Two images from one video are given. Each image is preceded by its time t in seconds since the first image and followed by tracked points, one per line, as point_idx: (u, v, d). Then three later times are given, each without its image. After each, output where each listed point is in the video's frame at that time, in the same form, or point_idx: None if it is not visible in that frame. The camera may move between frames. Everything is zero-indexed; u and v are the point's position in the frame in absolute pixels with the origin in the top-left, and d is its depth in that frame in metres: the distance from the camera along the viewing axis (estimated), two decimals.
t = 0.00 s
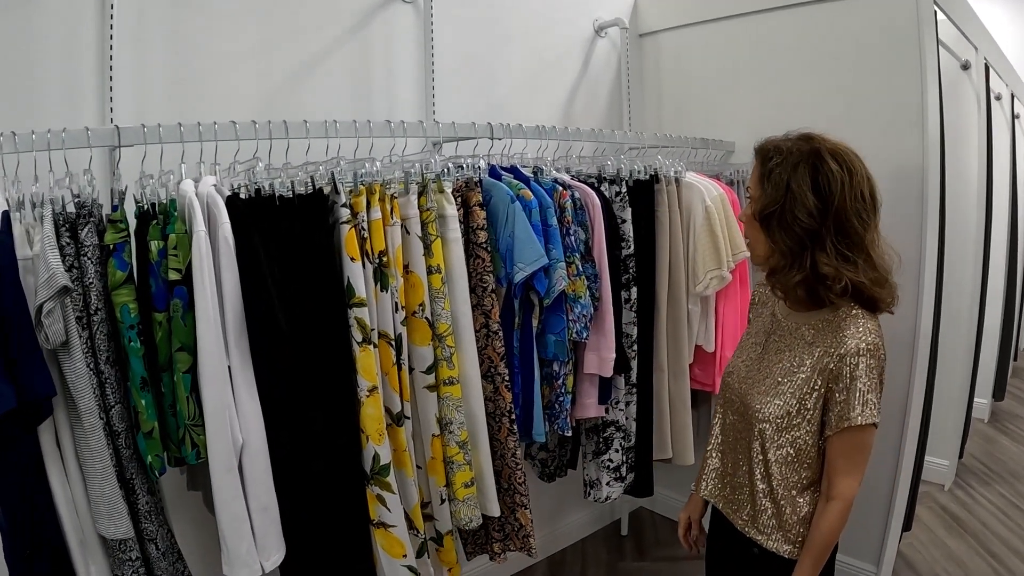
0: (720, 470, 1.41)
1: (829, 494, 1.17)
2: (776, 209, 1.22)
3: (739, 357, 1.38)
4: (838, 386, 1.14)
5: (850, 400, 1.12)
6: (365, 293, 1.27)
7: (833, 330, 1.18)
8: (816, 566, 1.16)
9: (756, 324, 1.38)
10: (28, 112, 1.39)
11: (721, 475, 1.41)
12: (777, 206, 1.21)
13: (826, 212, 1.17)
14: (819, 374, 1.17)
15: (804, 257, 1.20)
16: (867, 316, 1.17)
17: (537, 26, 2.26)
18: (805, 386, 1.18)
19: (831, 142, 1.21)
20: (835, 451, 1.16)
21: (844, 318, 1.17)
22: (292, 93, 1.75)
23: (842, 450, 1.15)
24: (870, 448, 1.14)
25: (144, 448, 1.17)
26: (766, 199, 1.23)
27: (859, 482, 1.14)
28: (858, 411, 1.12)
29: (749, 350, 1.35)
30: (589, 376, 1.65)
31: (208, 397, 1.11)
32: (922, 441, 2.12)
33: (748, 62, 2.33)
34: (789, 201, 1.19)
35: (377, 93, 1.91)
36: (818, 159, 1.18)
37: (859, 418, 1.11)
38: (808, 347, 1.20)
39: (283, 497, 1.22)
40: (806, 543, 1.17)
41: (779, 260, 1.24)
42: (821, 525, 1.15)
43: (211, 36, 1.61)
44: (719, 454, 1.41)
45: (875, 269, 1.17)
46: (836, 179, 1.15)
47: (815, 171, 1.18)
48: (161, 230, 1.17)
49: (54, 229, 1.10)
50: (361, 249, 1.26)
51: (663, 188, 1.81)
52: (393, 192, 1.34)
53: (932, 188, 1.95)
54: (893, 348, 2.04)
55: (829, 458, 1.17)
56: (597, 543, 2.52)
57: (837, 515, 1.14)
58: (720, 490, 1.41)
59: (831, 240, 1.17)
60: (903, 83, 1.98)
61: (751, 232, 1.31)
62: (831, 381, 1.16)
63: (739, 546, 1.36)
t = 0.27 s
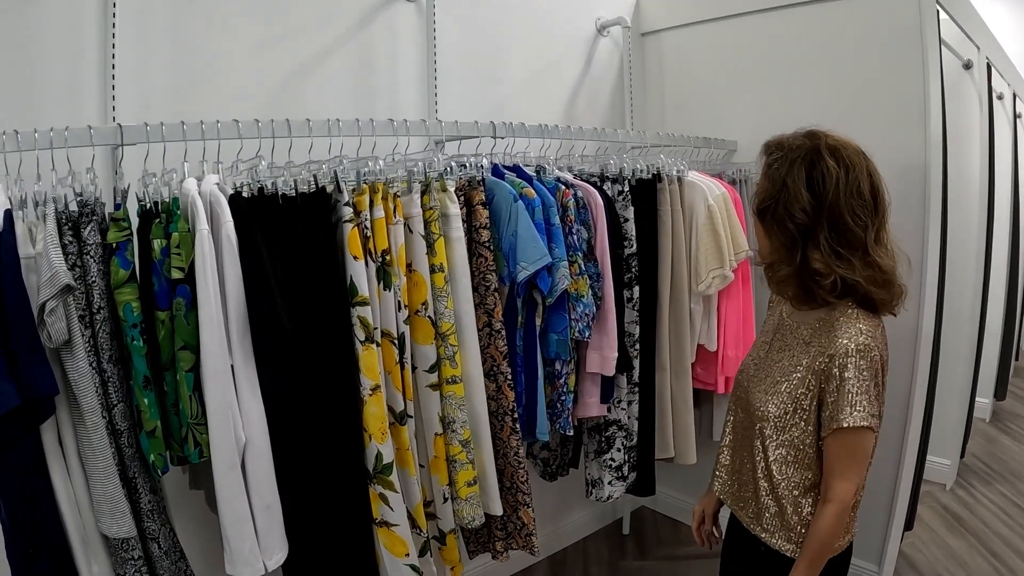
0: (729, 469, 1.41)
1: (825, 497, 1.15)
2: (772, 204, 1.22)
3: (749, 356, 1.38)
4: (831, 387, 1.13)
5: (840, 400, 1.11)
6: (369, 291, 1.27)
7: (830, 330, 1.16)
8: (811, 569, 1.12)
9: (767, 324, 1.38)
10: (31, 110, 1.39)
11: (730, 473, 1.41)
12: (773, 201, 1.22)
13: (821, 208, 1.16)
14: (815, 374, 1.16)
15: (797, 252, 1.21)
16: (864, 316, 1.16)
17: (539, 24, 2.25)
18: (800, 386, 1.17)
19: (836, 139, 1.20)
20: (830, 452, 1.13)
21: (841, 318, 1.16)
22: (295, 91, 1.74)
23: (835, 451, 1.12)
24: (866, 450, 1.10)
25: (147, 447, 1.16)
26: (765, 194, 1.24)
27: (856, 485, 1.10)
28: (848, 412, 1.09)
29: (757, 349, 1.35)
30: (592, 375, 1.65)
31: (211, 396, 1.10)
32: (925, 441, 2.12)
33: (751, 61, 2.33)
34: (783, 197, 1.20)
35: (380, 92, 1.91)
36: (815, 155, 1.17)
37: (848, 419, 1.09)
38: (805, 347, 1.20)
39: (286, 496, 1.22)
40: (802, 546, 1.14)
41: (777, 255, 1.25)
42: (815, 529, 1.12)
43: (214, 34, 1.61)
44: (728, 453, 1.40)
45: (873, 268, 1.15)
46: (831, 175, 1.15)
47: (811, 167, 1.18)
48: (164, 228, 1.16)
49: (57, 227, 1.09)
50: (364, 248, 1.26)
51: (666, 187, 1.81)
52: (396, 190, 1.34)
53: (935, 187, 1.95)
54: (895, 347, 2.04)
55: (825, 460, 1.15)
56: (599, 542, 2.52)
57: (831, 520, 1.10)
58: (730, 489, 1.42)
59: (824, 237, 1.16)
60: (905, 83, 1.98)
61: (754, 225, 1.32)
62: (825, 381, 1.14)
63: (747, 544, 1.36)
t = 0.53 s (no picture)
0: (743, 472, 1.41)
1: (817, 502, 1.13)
2: (767, 206, 1.22)
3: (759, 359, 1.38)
4: (820, 391, 1.13)
5: (825, 403, 1.10)
6: (370, 291, 1.27)
7: (822, 334, 1.16)
8: None
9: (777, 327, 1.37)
10: (32, 110, 1.38)
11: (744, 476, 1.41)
12: (767, 204, 1.22)
13: (813, 213, 1.16)
14: (808, 378, 1.16)
15: (789, 255, 1.21)
16: (856, 321, 1.15)
17: (540, 24, 2.25)
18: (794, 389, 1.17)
19: (836, 142, 1.18)
20: (819, 458, 1.11)
21: (833, 322, 1.15)
22: (296, 91, 1.74)
23: (822, 456, 1.10)
24: (852, 455, 1.08)
25: (148, 446, 1.16)
26: (761, 196, 1.24)
27: (844, 492, 1.08)
28: (832, 415, 1.08)
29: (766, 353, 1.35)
30: (593, 375, 1.64)
31: (212, 396, 1.10)
32: (926, 442, 2.11)
33: (753, 60, 2.32)
34: (777, 201, 1.19)
35: (382, 91, 1.90)
36: (811, 160, 1.17)
37: (831, 423, 1.08)
38: (800, 351, 1.20)
39: (287, 496, 1.22)
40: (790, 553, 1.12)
41: (771, 258, 1.25)
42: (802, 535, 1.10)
43: (215, 33, 1.60)
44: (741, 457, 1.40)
45: (864, 276, 1.14)
46: (824, 181, 1.14)
47: (806, 171, 1.17)
48: (165, 227, 1.16)
49: (58, 227, 1.09)
50: (365, 247, 1.26)
51: (668, 186, 1.81)
52: (397, 189, 1.34)
53: (937, 188, 1.94)
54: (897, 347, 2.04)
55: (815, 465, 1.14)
56: (600, 542, 2.52)
57: (817, 527, 1.08)
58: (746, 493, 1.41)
59: (816, 242, 1.16)
60: (908, 83, 1.98)
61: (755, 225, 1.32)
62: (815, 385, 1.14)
63: (763, 545, 1.36)
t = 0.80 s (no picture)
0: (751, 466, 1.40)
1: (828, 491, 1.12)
2: (776, 203, 1.21)
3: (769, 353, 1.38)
4: (836, 380, 1.13)
5: (843, 392, 1.10)
6: (371, 289, 1.26)
7: (837, 324, 1.17)
8: (807, 569, 1.08)
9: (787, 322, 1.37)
10: (33, 108, 1.38)
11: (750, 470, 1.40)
12: (777, 201, 1.20)
13: (824, 206, 1.15)
14: (823, 368, 1.17)
15: (802, 249, 1.19)
16: (871, 313, 1.15)
17: (542, 22, 2.25)
18: (810, 379, 1.18)
19: (840, 135, 1.18)
20: (836, 446, 1.11)
21: (848, 312, 1.16)
22: (297, 89, 1.74)
23: (838, 443, 1.10)
24: (867, 442, 1.08)
25: (149, 445, 1.16)
26: (769, 193, 1.23)
27: (859, 479, 1.07)
28: (849, 402, 1.09)
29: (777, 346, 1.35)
30: (594, 374, 1.64)
31: (213, 393, 1.10)
32: (927, 442, 2.11)
33: (755, 58, 2.32)
34: (786, 197, 1.18)
35: (384, 89, 1.90)
36: (818, 155, 1.16)
37: (849, 410, 1.08)
38: (814, 342, 1.20)
39: (288, 494, 1.21)
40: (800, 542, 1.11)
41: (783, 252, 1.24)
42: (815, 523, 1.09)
43: (216, 31, 1.60)
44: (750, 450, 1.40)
45: (878, 263, 1.14)
46: (833, 174, 1.13)
47: (814, 166, 1.16)
48: (166, 225, 1.16)
49: (58, 224, 1.09)
50: (367, 245, 1.26)
51: (670, 185, 1.82)
52: (399, 187, 1.33)
53: (939, 187, 1.94)
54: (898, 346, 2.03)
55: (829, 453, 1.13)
56: (601, 541, 2.51)
57: (832, 516, 1.07)
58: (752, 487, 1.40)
59: (829, 234, 1.15)
60: (910, 82, 1.97)
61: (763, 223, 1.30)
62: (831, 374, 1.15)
63: (770, 538, 1.36)
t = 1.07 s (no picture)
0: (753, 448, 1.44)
1: (844, 469, 1.18)
2: (792, 200, 1.25)
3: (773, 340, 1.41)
4: (849, 366, 1.18)
5: (857, 376, 1.15)
6: (373, 288, 1.26)
7: (847, 312, 1.21)
8: (836, 544, 1.15)
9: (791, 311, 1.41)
10: (35, 107, 1.38)
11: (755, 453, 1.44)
12: (793, 197, 1.24)
13: (840, 203, 1.19)
14: (834, 355, 1.21)
15: (817, 243, 1.23)
16: (880, 302, 1.20)
17: (543, 21, 2.25)
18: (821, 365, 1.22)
19: (850, 138, 1.23)
20: (853, 427, 1.17)
21: (858, 301, 1.21)
22: (299, 88, 1.74)
23: (855, 426, 1.16)
24: (883, 424, 1.14)
25: (151, 443, 1.16)
26: (785, 191, 1.26)
27: (876, 459, 1.14)
28: (865, 387, 1.14)
29: (782, 334, 1.38)
30: (596, 372, 1.64)
31: (215, 392, 1.10)
32: (928, 441, 2.11)
33: (756, 57, 2.32)
34: (802, 193, 1.22)
35: (385, 87, 1.90)
36: (832, 155, 1.20)
37: (865, 395, 1.13)
38: (824, 329, 1.25)
39: (290, 492, 1.22)
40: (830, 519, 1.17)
41: (799, 246, 1.27)
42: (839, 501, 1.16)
43: (218, 31, 1.60)
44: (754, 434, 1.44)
45: (889, 256, 1.19)
46: (847, 172, 1.18)
47: (829, 166, 1.21)
48: (169, 224, 1.16)
49: (61, 224, 1.09)
50: (369, 244, 1.26)
51: (670, 185, 1.82)
52: (401, 186, 1.33)
53: (940, 186, 1.94)
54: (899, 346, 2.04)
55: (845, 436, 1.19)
56: (602, 540, 2.52)
57: (856, 494, 1.13)
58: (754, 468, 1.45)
59: (843, 229, 1.19)
60: (911, 81, 1.97)
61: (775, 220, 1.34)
62: (843, 361, 1.19)
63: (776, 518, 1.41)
